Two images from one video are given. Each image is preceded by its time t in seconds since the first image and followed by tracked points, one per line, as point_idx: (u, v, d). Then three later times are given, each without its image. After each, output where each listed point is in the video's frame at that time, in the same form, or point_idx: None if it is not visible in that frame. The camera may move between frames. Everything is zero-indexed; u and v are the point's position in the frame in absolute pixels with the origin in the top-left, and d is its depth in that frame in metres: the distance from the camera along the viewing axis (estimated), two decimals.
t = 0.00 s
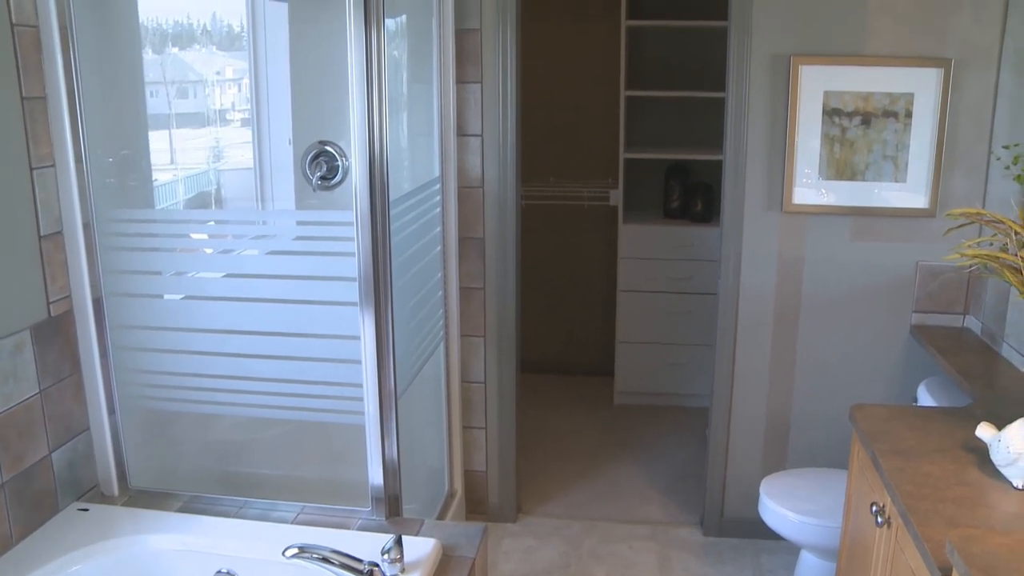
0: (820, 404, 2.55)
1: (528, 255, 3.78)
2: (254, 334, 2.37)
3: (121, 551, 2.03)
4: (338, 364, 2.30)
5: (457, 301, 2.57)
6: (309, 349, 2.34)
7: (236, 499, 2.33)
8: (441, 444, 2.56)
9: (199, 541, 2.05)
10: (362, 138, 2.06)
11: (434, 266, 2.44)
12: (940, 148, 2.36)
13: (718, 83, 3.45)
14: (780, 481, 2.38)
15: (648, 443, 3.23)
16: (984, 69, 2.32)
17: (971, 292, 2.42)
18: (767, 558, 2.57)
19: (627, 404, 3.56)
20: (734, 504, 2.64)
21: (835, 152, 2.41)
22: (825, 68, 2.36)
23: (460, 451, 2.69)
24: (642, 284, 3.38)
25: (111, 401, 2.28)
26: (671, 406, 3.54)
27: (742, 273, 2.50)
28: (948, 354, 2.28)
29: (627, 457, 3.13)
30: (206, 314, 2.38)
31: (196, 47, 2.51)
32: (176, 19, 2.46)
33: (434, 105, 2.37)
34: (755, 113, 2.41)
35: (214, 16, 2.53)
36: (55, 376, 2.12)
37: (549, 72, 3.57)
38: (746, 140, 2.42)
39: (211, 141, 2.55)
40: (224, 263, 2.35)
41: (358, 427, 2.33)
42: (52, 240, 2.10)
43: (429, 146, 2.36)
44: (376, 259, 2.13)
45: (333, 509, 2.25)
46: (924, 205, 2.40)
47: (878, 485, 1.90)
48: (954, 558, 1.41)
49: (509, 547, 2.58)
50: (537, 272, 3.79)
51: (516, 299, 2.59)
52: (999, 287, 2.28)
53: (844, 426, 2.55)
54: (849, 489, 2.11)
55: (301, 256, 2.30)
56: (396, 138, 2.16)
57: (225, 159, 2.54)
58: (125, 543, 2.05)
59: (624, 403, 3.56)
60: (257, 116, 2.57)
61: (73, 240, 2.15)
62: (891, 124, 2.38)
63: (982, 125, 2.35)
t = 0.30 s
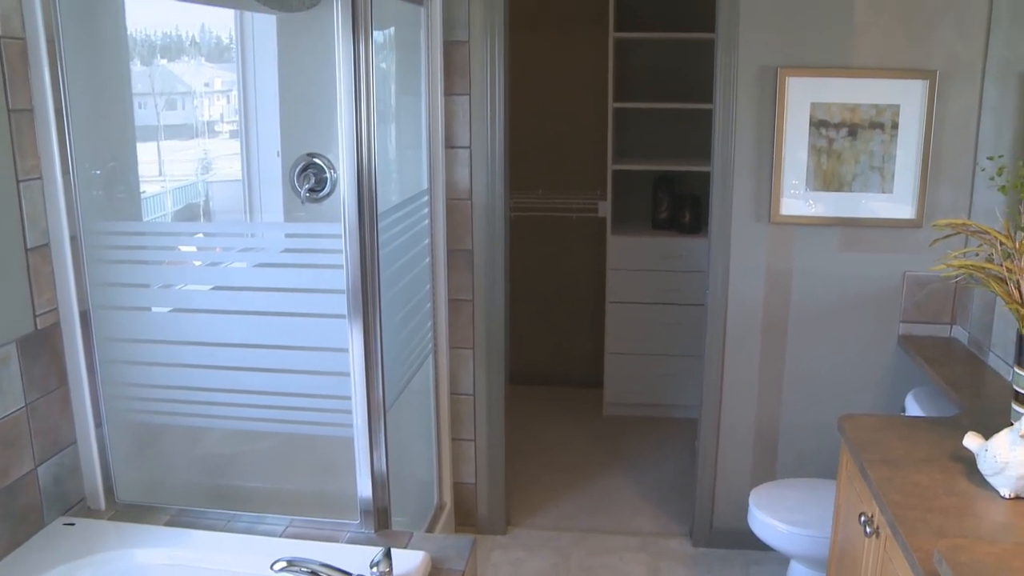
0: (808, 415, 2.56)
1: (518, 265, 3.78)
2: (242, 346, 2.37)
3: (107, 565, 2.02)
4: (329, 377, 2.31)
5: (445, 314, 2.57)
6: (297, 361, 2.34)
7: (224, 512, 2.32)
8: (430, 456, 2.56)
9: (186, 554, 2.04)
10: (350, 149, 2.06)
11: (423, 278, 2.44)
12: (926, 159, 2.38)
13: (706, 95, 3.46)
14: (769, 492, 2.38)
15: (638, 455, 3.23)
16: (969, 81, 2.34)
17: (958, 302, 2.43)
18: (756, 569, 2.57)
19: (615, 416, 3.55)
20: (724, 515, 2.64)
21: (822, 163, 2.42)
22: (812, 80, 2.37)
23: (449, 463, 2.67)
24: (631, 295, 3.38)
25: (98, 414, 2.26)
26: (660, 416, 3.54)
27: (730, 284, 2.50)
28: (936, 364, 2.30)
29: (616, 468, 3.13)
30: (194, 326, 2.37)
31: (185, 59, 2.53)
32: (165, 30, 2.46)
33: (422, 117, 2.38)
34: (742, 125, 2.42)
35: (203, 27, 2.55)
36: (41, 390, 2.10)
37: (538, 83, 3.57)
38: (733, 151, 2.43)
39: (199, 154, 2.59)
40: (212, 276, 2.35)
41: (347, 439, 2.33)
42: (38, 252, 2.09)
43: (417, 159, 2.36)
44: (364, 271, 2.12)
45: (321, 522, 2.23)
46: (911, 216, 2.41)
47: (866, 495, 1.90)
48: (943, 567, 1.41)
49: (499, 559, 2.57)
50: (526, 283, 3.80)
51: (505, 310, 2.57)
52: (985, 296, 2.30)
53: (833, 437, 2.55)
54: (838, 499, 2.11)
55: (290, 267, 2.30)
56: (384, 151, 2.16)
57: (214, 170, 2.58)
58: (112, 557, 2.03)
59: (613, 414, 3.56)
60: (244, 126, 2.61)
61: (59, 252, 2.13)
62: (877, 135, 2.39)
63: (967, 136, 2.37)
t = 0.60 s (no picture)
0: (797, 425, 2.57)
1: (508, 276, 3.79)
2: (230, 359, 2.36)
3: None
4: (317, 390, 2.30)
5: (433, 328, 2.56)
6: (286, 374, 2.34)
7: (213, 526, 2.30)
8: (420, 468, 2.56)
9: (174, 568, 2.03)
10: (339, 162, 2.05)
11: (412, 291, 2.44)
12: (913, 170, 2.39)
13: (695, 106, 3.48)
14: (759, 502, 2.38)
15: (629, 466, 3.23)
16: (955, 93, 2.36)
17: (945, 313, 2.44)
18: None
19: (605, 427, 3.56)
20: (714, 526, 2.64)
21: (809, 174, 2.43)
22: (799, 92, 2.38)
23: (438, 476, 2.67)
24: (620, 306, 3.39)
25: (85, 428, 2.26)
26: (650, 427, 3.54)
27: (719, 295, 2.51)
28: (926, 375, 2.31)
29: (607, 479, 3.13)
30: (181, 339, 2.36)
31: (173, 71, 2.53)
32: (154, 42, 2.43)
33: (411, 130, 2.38)
34: (730, 137, 2.43)
35: (192, 40, 2.53)
36: (28, 404, 2.10)
37: (527, 94, 3.58)
38: (722, 163, 2.44)
39: (187, 165, 2.59)
40: (200, 288, 2.34)
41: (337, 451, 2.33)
42: (26, 266, 2.09)
43: (406, 171, 2.37)
44: (353, 284, 2.11)
45: (311, 535, 2.23)
46: (898, 227, 2.42)
47: (855, 506, 1.90)
48: None
49: (489, 572, 2.57)
50: (515, 295, 3.80)
51: (495, 321, 2.57)
52: (972, 307, 2.31)
53: (822, 447, 2.56)
54: (827, 510, 2.11)
55: (278, 279, 2.29)
56: (373, 163, 2.16)
57: (203, 182, 2.59)
58: (99, 570, 2.02)
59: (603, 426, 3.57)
60: (234, 140, 2.62)
61: (46, 265, 2.14)
62: (864, 147, 2.41)
63: (953, 147, 2.39)
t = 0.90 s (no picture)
0: (787, 436, 2.57)
1: (499, 285, 3.78)
2: (218, 371, 2.35)
3: None
4: (303, 403, 2.30)
5: (423, 340, 2.56)
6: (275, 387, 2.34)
7: (203, 539, 2.28)
8: (410, 479, 2.56)
9: None
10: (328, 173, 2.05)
11: (401, 303, 2.44)
12: (901, 181, 2.40)
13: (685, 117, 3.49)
14: (749, 513, 2.38)
15: (619, 476, 3.23)
16: (942, 104, 2.38)
17: (934, 323, 2.45)
18: None
19: (594, 439, 3.55)
20: (704, 537, 2.64)
21: (798, 185, 2.44)
22: (788, 104, 2.39)
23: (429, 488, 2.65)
24: (610, 317, 3.39)
25: (73, 440, 2.27)
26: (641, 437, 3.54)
27: (708, 306, 2.52)
28: (916, 385, 2.31)
29: (598, 491, 3.13)
30: (172, 352, 2.34)
31: (164, 81, 2.53)
32: (145, 54, 2.42)
33: (400, 142, 2.39)
34: (719, 148, 2.44)
35: (183, 52, 2.50)
36: (14, 417, 2.10)
37: (516, 105, 3.59)
38: (711, 174, 2.45)
39: (179, 175, 2.60)
40: (188, 300, 2.32)
41: (327, 463, 2.32)
42: (14, 277, 2.10)
43: (395, 183, 2.37)
44: (343, 294, 2.10)
45: (300, 547, 2.23)
46: (887, 237, 2.44)
47: (845, 517, 1.90)
48: None
49: None
50: (506, 304, 3.79)
51: (485, 332, 2.56)
52: (961, 317, 2.32)
53: (812, 458, 2.56)
54: (817, 520, 2.11)
55: (265, 291, 2.28)
56: (362, 174, 2.16)
57: (192, 194, 2.61)
58: None
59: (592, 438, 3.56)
60: (223, 150, 2.64)
61: (34, 276, 2.15)
62: (853, 158, 2.42)
63: (941, 158, 2.41)
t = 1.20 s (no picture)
0: (778, 446, 2.57)
1: (490, 294, 3.78)
2: (206, 382, 2.35)
3: None
4: (292, 413, 2.30)
5: (413, 351, 2.55)
6: (264, 398, 2.33)
7: (191, 550, 2.28)
8: (400, 490, 2.55)
9: None
10: (318, 183, 2.04)
11: (391, 314, 2.43)
12: (889, 191, 2.42)
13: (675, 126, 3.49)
14: (740, 522, 2.37)
15: (610, 486, 3.23)
16: (930, 113, 2.40)
17: (922, 332, 2.46)
18: None
19: (585, 448, 3.55)
20: (694, 547, 2.64)
21: (787, 195, 2.44)
22: (776, 114, 2.40)
23: (419, 499, 2.65)
24: (600, 327, 3.40)
25: (61, 452, 2.25)
26: (633, 447, 3.54)
27: (698, 315, 2.52)
28: (905, 394, 2.32)
29: (589, 501, 3.12)
30: (163, 364, 2.34)
31: (154, 91, 2.52)
32: (134, 63, 2.40)
33: (390, 153, 2.39)
34: (708, 159, 2.45)
35: (173, 61, 2.48)
36: (3, 429, 2.08)
37: (503, 114, 3.60)
38: (700, 184, 2.46)
39: (169, 185, 2.59)
40: (176, 311, 2.32)
41: (317, 474, 2.31)
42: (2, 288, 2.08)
43: (385, 194, 2.37)
44: (332, 305, 2.09)
45: (290, 559, 2.21)
46: (875, 247, 2.44)
47: (835, 526, 1.90)
48: None
49: None
50: (496, 313, 3.80)
51: (474, 342, 2.56)
52: (949, 326, 2.33)
53: (803, 467, 2.56)
54: (807, 529, 2.11)
55: (255, 303, 2.30)
56: (352, 185, 2.16)
57: (181, 204, 2.58)
58: None
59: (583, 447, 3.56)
60: (212, 160, 2.64)
61: (22, 287, 2.12)
62: (841, 168, 2.43)
63: (928, 168, 2.42)
